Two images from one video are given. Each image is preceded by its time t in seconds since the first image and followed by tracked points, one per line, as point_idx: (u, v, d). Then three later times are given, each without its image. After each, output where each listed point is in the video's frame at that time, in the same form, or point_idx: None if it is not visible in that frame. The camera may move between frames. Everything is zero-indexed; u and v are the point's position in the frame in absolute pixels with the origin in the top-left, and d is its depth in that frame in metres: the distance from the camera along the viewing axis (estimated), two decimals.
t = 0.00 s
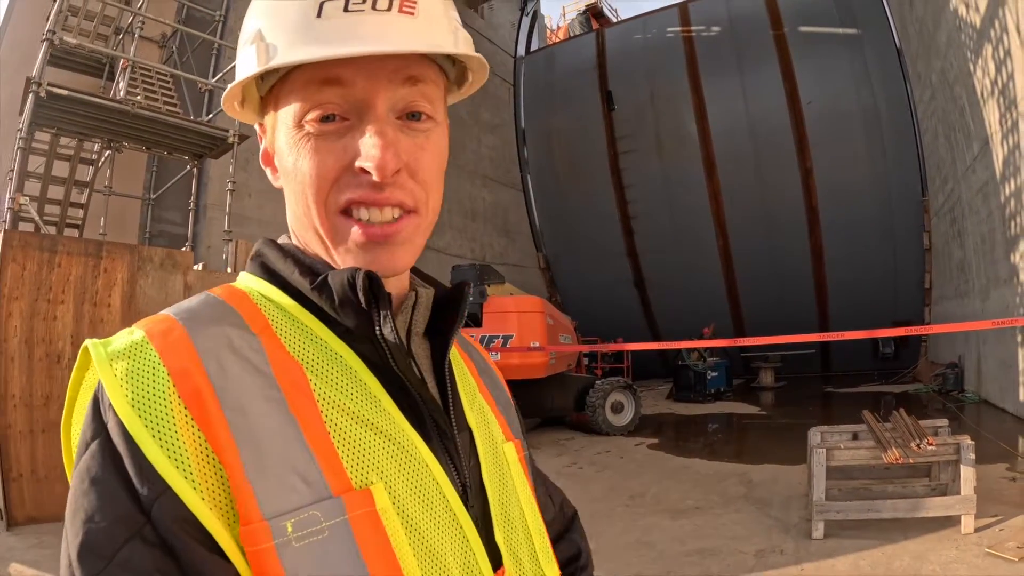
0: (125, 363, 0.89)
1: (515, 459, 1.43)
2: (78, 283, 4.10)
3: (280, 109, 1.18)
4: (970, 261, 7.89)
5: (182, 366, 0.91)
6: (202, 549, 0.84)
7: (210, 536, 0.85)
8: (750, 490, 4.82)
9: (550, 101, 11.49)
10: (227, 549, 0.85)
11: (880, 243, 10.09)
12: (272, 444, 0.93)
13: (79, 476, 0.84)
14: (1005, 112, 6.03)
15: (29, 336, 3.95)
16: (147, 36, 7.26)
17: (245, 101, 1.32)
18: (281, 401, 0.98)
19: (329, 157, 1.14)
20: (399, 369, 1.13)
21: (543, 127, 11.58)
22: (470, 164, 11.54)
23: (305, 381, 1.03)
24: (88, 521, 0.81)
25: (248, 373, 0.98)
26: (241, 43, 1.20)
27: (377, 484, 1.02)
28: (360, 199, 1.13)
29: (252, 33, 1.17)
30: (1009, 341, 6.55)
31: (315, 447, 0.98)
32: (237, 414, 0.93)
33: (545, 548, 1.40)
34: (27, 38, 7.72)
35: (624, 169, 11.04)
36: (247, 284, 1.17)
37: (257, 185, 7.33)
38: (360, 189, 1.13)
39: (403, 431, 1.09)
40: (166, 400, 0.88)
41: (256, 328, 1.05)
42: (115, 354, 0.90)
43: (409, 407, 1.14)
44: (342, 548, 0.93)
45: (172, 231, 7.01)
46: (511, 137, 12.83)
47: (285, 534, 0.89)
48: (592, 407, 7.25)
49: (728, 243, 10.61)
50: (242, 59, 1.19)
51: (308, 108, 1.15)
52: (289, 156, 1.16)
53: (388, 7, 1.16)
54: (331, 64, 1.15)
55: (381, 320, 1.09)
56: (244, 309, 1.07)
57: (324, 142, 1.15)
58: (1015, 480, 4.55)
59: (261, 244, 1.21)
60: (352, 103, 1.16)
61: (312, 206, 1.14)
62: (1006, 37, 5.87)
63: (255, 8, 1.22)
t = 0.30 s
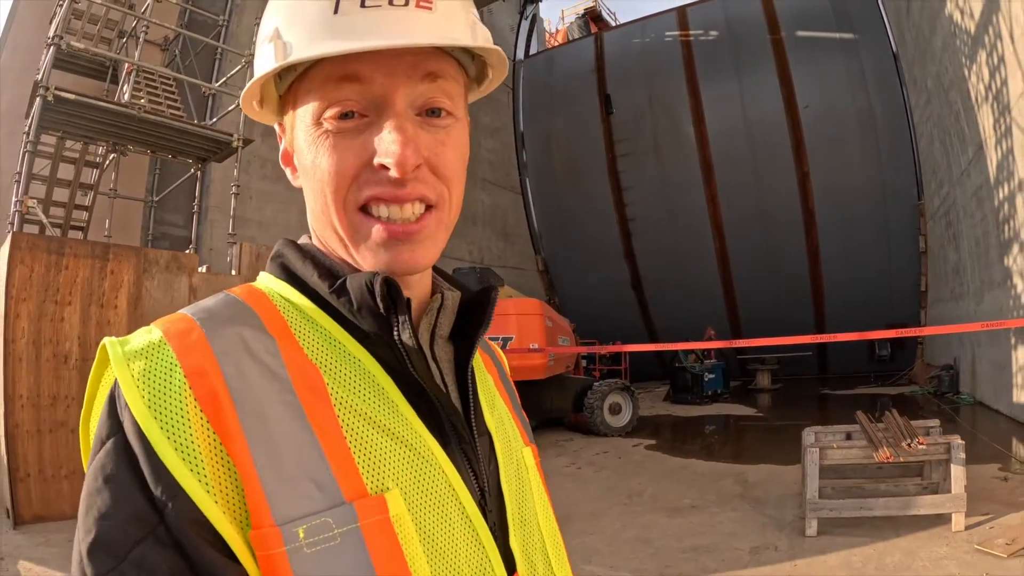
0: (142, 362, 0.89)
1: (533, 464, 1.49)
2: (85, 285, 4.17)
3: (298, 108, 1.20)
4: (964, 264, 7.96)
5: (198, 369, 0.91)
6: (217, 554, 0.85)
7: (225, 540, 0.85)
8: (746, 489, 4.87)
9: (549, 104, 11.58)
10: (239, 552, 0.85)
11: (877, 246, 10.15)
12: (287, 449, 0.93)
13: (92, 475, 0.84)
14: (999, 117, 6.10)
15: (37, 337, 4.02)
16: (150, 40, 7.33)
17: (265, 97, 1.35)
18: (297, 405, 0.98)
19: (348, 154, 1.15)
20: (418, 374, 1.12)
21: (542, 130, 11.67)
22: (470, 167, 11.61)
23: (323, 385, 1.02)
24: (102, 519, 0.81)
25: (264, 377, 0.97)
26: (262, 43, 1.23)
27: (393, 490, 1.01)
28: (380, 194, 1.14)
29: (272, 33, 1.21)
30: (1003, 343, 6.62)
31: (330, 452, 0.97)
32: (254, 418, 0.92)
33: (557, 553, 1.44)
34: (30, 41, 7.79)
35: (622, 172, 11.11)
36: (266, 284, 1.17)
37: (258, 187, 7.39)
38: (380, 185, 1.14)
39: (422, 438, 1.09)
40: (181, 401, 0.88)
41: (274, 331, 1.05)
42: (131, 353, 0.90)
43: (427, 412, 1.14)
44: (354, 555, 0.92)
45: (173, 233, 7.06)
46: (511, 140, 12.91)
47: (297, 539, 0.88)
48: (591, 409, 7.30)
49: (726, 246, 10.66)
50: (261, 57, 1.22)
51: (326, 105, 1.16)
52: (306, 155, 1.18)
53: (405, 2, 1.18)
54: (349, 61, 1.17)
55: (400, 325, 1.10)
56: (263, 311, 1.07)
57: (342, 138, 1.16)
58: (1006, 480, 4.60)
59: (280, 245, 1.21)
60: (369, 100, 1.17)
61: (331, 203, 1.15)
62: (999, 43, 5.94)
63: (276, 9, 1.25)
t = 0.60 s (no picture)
0: (123, 356, 0.88)
1: (506, 455, 1.49)
2: (84, 286, 4.17)
3: (322, 86, 1.15)
4: (960, 266, 7.99)
5: (185, 364, 0.91)
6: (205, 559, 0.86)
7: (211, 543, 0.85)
8: (741, 489, 4.88)
9: (548, 106, 11.62)
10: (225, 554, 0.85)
11: (873, 247, 10.18)
12: (277, 448, 0.93)
13: (69, 474, 0.83)
14: (994, 119, 6.14)
15: (36, 337, 4.03)
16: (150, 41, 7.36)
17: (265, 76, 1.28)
18: (285, 402, 0.98)
19: (379, 141, 1.11)
20: (405, 370, 1.14)
21: (540, 132, 11.72)
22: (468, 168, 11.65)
23: (310, 381, 1.03)
24: (76, 522, 0.80)
25: (252, 373, 0.97)
26: (286, 17, 1.17)
27: (380, 487, 1.02)
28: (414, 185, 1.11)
29: (301, 8, 1.16)
30: (998, 344, 6.65)
31: (318, 450, 0.98)
32: (243, 415, 0.93)
33: (533, 544, 1.46)
34: (29, 42, 7.80)
35: (619, 174, 11.14)
36: (248, 271, 1.17)
37: (256, 188, 7.41)
38: (413, 175, 1.11)
39: (405, 432, 1.10)
40: (167, 397, 0.87)
41: (260, 322, 1.05)
42: (112, 346, 0.88)
43: (410, 407, 1.15)
44: (345, 553, 0.93)
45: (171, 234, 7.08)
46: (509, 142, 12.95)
47: (289, 540, 0.88)
48: (587, 410, 7.31)
49: (723, 247, 10.68)
50: (286, 31, 1.16)
51: (356, 90, 1.12)
52: (330, 135, 1.12)
53: None
54: (385, 45, 1.15)
55: (389, 320, 1.11)
56: (248, 303, 1.06)
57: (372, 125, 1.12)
58: (1000, 480, 4.62)
59: (265, 233, 1.20)
60: (402, 85, 1.15)
61: (357, 192, 1.10)
62: (994, 45, 5.97)
63: None
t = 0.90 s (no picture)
0: (130, 363, 0.87)
1: (504, 462, 1.50)
2: (83, 287, 4.17)
3: (348, 94, 1.15)
4: (956, 268, 8.00)
5: (193, 370, 0.90)
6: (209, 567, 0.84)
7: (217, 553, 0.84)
8: (737, 491, 4.89)
9: (545, 109, 11.64)
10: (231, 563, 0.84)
11: (869, 249, 10.20)
12: (285, 454, 0.93)
13: (76, 483, 0.83)
14: (990, 122, 6.16)
15: (34, 339, 4.03)
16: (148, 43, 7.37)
17: (282, 81, 1.27)
18: (291, 409, 0.98)
19: (404, 153, 1.12)
20: (408, 377, 1.15)
21: (538, 134, 11.74)
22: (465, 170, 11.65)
23: (315, 388, 1.03)
24: (81, 532, 0.81)
25: (258, 380, 0.96)
26: (318, 25, 1.19)
27: (384, 494, 1.02)
28: (437, 198, 1.13)
29: (338, 17, 1.18)
30: (994, 347, 6.66)
31: (324, 457, 0.97)
32: (251, 422, 0.92)
33: (534, 548, 1.47)
34: (26, 43, 7.80)
35: (617, 176, 11.15)
36: (249, 280, 1.17)
37: (254, 190, 7.41)
38: (436, 188, 1.13)
39: (407, 438, 1.11)
40: (174, 405, 0.87)
41: (264, 330, 1.04)
42: (119, 354, 0.88)
43: (412, 413, 1.16)
44: (352, 561, 0.92)
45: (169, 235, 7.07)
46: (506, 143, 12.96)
47: (298, 547, 0.88)
48: (584, 412, 7.32)
49: (720, 249, 10.68)
50: (320, 37, 1.16)
51: (385, 100, 1.13)
52: (356, 142, 1.12)
53: (477, 20, 1.26)
54: (415, 58, 1.17)
55: (393, 328, 1.12)
56: (252, 310, 1.06)
57: (399, 135, 1.13)
58: (995, 481, 4.63)
59: (266, 240, 1.21)
60: (430, 99, 1.17)
61: (380, 200, 1.11)
62: (990, 49, 5.99)
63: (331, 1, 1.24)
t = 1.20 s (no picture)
0: (150, 359, 0.87)
1: (502, 462, 1.51)
2: (81, 287, 4.18)
3: (353, 99, 1.16)
4: (953, 270, 8.02)
5: (212, 367, 0.90)
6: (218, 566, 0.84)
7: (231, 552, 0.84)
8: (733, 492, 4.90)
9: (543, 110, 11.67)
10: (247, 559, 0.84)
11: (866, 251, 10.22)
12: (303, 452, 0.93)
13: (88, 480, 0.82)
14: (986, 125, 6.19)
15: (31, 339, 4.03)
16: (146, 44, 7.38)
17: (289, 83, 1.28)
18: (308, 407, 0.98)
19: (407, 158, 1.13)
20: (419, 374, 1.16)
21: (536, 135, 11.76)
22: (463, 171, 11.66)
23: (329, 385, 1.03)
24: (91, 531, 0.80)
25: (275, 377, 0.96)
26: (323, 32, 1.19)
27: (398, 490, 1.03)
28: (439, 202, 1.14)
29: (342, 26, 1.19)
30: (990, 348, 6.68)
31: (340, 454, 0.97)
32: (270, 421, 0.92)
33: (532, 546, 1.47)
34: (24, 43, 7.80)
35: (615, 177, 11.17)
36: (259, 278, 1.17)
37: (251, 190, 7.41)
38: (439, 192, 1.14)
39: (418, 436, 1.11)
40: (192, 403, 0.87)
41: (278, 328, 1.04)
42: (138, 349, 0.87)
43: (421, 411, 1.17)
44: (369, 557, 0.93)
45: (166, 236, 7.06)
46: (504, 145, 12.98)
47: (318, 543, 0.88)
48: (580, 413, 7.32)
49: (717, 251, 10.70)
50: (324, 44, 1.17)
51: (389, 106, 1.14)
52: (360, 148, 1.13)
53: (481, 27, 1.25)
54: (419, 66, 1.17)
55: (407, 327, 1.14)
56: (264, 307, 1.06)
57: (402, 141, 1.14)
58: (991, 483, 4.65)
59: (275, 239, 1.20)
60: (433, 106, 1.17)
61: (382, 205, 1.12)
62: (987, 52, 6.02)
63: (338, 6, 1.24)
